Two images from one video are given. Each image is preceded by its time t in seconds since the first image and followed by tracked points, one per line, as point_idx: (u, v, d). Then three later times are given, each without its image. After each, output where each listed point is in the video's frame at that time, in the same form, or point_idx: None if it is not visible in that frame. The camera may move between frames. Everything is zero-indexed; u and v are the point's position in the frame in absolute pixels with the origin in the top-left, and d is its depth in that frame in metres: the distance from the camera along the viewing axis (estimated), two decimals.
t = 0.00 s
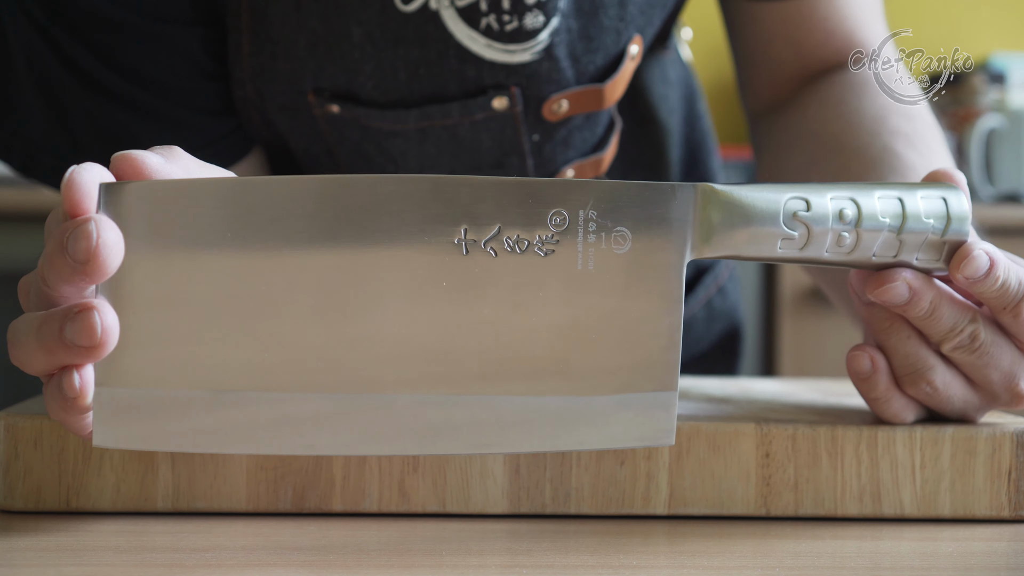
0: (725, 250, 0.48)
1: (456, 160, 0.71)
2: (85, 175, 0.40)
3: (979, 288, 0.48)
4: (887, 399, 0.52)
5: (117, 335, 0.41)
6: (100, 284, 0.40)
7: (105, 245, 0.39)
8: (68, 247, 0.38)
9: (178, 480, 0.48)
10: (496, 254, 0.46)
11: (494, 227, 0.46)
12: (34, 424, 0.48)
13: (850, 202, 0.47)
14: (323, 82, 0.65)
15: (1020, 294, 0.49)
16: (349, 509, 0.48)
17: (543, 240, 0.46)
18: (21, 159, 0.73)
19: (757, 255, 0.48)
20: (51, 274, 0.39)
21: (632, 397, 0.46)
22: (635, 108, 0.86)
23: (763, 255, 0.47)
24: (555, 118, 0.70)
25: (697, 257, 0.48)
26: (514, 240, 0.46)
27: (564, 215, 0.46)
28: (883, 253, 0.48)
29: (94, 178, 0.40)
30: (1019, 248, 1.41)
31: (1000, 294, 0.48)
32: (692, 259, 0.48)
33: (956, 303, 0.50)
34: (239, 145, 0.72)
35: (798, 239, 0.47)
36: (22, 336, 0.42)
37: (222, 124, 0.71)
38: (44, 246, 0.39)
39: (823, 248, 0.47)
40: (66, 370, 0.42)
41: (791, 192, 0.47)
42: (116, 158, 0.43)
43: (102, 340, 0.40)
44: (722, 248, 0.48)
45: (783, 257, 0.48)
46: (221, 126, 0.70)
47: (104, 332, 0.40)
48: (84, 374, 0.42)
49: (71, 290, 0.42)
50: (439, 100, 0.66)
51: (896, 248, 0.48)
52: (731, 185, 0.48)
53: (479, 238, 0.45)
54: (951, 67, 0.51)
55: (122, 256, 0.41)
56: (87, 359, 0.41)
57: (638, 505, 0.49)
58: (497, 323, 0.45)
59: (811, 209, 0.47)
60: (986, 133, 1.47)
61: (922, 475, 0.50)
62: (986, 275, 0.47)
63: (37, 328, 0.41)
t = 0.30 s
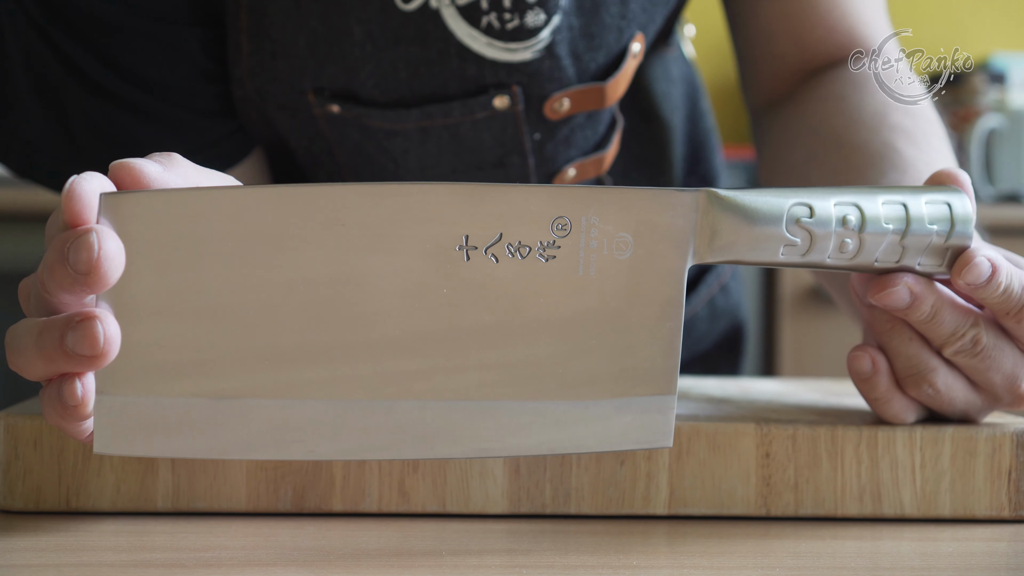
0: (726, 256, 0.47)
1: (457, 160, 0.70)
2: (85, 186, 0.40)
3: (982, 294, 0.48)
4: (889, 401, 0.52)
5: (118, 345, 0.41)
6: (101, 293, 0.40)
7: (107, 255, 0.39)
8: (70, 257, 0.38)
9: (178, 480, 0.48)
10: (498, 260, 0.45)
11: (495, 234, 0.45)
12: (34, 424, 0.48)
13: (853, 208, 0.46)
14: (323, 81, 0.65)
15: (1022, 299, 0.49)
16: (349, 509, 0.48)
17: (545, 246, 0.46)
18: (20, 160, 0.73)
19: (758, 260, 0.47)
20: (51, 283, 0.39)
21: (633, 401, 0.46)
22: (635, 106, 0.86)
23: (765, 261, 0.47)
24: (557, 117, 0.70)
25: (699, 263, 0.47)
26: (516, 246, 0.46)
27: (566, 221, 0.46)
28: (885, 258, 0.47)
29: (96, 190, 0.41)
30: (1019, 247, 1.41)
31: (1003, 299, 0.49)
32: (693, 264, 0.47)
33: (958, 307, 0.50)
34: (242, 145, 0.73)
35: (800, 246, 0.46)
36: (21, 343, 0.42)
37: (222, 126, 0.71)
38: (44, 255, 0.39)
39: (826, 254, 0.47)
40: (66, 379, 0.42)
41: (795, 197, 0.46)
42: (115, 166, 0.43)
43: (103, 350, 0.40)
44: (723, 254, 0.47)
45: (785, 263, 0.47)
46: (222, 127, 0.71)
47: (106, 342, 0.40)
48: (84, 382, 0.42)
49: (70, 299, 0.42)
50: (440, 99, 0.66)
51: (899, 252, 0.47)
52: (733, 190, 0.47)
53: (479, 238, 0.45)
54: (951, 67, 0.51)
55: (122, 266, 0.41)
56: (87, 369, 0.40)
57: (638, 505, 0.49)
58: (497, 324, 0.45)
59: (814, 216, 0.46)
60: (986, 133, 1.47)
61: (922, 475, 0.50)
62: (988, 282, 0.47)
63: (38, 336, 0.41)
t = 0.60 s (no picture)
0: (726, 258, 0.47)
1: (450, 155, 0.70)
2: (84, 196, 0.40)
3: (981, 294, 0.48)
4: (891, 401, 0.52)
5: (116, 355, 0.41)
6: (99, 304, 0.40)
7: (104, 266, 0.39)
8: (67, 270, 0.38)
9: (178, 479, 0.47)
10: (496, 265, 0.45)
11: (494, 237, 0.45)
12: (34, 423, 0.48)
13: (853, 208, 0.46)
14: (315, 76, 0.65)
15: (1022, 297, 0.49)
16: (349, 509, 0.48)
17: (543, 249, 0.46)
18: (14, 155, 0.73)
19: (758, 260, 0.47)
20: (49, 295, 0.40)
21: (632, 401, 0.46)
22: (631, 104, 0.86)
23: (764, 261, 0.47)
24: (549, 111, 0.69)
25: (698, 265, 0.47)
26: (514, 250, 0.45)
27: (565, 224, 0.46)
28: (884, 258, 0.47)
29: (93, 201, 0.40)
30: (1019, 247, 1.41)
31: (1003, 298, 0.49)
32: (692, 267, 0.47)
33: (957, 306, 0.50)
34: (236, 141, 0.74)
35: (800, 247, 0.46)
36: (20, 352, 0.42)
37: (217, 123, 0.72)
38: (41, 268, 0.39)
39: (825, 254, 0.47)
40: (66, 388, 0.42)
41: (795, 198, 0.46)
42: (110, 174, 0.43)
43: (100, 360, 0.40)
44: (722, 255, 0.47)
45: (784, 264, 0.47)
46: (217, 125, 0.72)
47: (102, 353, 0.40)
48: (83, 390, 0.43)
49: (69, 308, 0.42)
50: (433, 93, 0.66)
51: (898, 252, 0.47)
52: (733, 192, 0.47)
53: (479, 237, 0.45)
54: (951, 67, 0.51)
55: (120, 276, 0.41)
56: (85, 378, 0.41)
57: (638, 505, 0.49)
58: (498, 323, 0.45)
59: (814, 216, 0.46)
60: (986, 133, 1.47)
61: (922, 475, 0.50)
62: (987, 280, 0.47)
63: (35, 346, 0.41)
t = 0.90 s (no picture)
0: (739, 218, 0.46)
1: (436, 127, 0.71)
2: (71, 151, 0.39)
3: (1005, 257, 0.47)
4: (921, 389, 0.50)
5: (106, 315, 0.41)
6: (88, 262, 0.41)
7: (92, 224, 0.39)
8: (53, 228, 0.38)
9: (178, 480, 0.48)
10: (501, 225, 0.45)
11: (499, 197, 0.45)
12: (35, 423, 0.48)
13: (871, 168, 0.45)
14: (303, 41, 0.66)
15: None
16: (349, 509, 0.48)
17: (550, 210, 0.46)
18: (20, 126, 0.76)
19: (773, 222, 0.46)
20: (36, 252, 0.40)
21: (640, 367, 0.46)
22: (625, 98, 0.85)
23: (779, 224, 0.46)
24: (538, 87, 0.70)
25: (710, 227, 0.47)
26: (520, 210, 0.45)
27: (573, 184, 0.46)
28: (903, 220, 0.46)
29: (81, 158, 0.40)
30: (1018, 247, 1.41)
31: None
32: (704, 229, 0.47)
33: (975, 270, 0.49)
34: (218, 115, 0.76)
35: (816, 209, 0.45)
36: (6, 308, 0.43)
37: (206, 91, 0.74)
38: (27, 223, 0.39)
39: (841, 216, 0.45)
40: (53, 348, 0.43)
41: (811, 157, 0.45)
42: (110, 136, 0.43)
43: (90, 320, 0.41)
44: (735, 216, 0.46)
45: (799, 226, 0.46)
46: (207, 92, 0.74)
47: (92, 313, 0.41)
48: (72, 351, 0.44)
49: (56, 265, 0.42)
50: (423, 61, 0.67)
51: (917, 215, 0.46)
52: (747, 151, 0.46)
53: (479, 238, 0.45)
54: (951, 67, 0.51)
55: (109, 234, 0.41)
56: (73, 339, 0.41)
57: (638, 505, 0.49)
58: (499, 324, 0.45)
59: (831, 177, 0.45)
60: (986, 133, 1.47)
61: (922, 475, 0.50)
62: (1010, 245, 0.46)
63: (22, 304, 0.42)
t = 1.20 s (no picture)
0: (767, 181, 0.48)
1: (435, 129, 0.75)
2: (62, 98, 0.43)
3: None
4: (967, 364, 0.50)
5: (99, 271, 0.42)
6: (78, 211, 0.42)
7: (88, 171, 0.41)
8: (51, 169, 0.40)
9: (178, 480, 0.48)
10: (515, 184, 0.47)
11: (513, 155, 0.47)
12: (33, 423, 0.48)
13: (907, 129, 0.45)
14: (305, 51, 0.71)
15: None
16: (349, 509, 0.48)
17: (565, 168, 0.47)
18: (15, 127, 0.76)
19: (803, 185, 0.47)
20: (27, 201, 0.41)
21: (661, 341, 0.48)
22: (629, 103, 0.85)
23: (808, 187, 0.47)
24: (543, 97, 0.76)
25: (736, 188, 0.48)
26: (534, 168, 0.47)
27: (591, 141, 0.47)
28: (942, 185, 0.46)
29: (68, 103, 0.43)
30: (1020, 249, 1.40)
31: None
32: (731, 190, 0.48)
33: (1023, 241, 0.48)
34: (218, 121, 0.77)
35: (848, 170, 0.46)
36: None
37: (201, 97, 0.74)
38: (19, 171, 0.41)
39: (875, 181, 0.46)
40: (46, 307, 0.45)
41: (844, 116, 0.46)
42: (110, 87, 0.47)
43: (83, 274, 0.41)
44: (763, 179, 0.48)
45: (831, 189, 0.47)
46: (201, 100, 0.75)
47: (86, 267, 0.41)
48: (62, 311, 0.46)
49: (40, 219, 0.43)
50: (426, 74, 0.73)
51: (957, 179, 0.46)
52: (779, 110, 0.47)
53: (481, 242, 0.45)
54: (951, 67, 0.51)
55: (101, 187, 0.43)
56: (65, 293, 0.42)
57: (638, 506, 0.49)
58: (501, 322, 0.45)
59: (864, 138, 0.45)
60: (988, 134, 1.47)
61: (923, 475, 0.49)
62: None
63: (7, 258, 0.42)
